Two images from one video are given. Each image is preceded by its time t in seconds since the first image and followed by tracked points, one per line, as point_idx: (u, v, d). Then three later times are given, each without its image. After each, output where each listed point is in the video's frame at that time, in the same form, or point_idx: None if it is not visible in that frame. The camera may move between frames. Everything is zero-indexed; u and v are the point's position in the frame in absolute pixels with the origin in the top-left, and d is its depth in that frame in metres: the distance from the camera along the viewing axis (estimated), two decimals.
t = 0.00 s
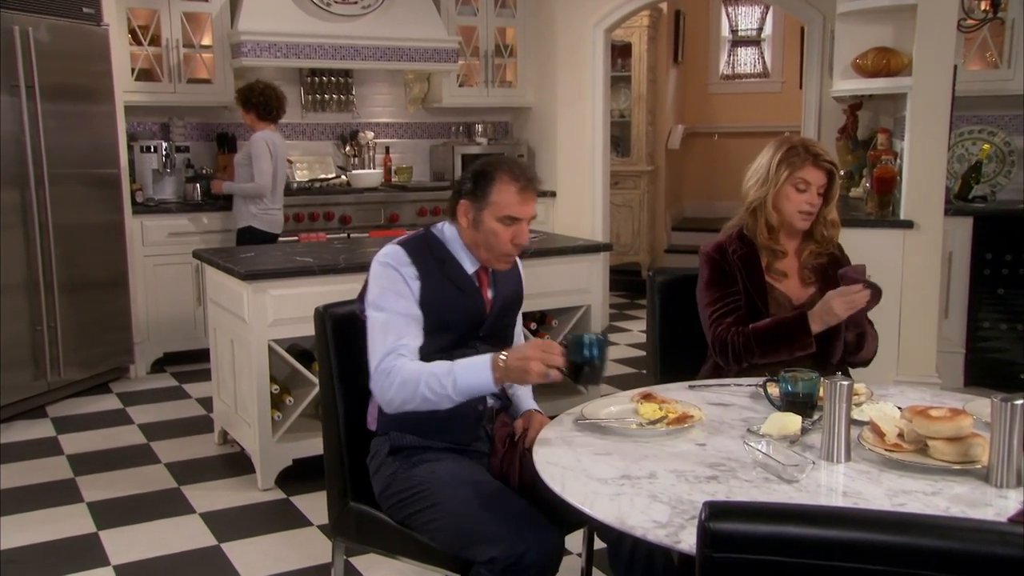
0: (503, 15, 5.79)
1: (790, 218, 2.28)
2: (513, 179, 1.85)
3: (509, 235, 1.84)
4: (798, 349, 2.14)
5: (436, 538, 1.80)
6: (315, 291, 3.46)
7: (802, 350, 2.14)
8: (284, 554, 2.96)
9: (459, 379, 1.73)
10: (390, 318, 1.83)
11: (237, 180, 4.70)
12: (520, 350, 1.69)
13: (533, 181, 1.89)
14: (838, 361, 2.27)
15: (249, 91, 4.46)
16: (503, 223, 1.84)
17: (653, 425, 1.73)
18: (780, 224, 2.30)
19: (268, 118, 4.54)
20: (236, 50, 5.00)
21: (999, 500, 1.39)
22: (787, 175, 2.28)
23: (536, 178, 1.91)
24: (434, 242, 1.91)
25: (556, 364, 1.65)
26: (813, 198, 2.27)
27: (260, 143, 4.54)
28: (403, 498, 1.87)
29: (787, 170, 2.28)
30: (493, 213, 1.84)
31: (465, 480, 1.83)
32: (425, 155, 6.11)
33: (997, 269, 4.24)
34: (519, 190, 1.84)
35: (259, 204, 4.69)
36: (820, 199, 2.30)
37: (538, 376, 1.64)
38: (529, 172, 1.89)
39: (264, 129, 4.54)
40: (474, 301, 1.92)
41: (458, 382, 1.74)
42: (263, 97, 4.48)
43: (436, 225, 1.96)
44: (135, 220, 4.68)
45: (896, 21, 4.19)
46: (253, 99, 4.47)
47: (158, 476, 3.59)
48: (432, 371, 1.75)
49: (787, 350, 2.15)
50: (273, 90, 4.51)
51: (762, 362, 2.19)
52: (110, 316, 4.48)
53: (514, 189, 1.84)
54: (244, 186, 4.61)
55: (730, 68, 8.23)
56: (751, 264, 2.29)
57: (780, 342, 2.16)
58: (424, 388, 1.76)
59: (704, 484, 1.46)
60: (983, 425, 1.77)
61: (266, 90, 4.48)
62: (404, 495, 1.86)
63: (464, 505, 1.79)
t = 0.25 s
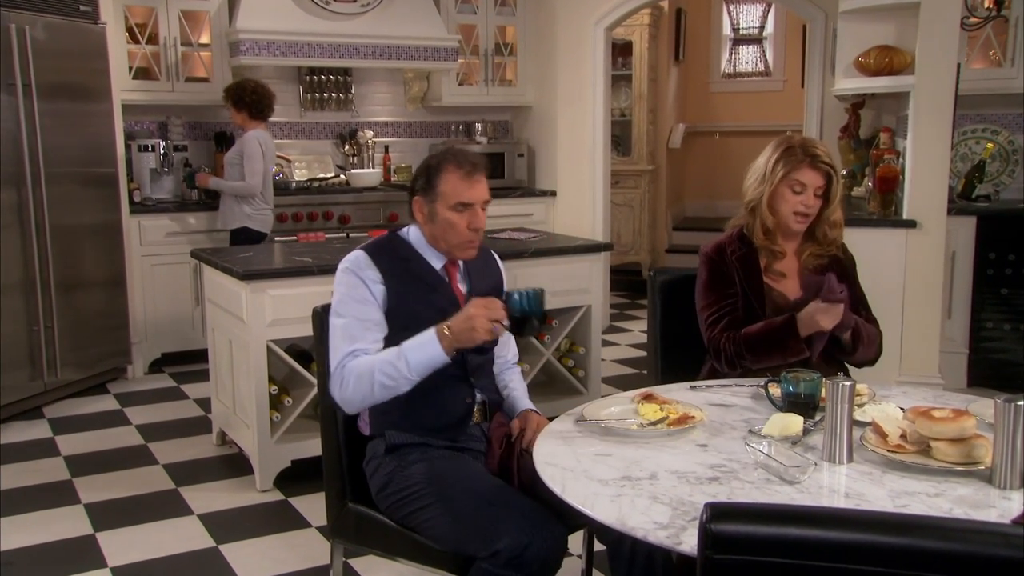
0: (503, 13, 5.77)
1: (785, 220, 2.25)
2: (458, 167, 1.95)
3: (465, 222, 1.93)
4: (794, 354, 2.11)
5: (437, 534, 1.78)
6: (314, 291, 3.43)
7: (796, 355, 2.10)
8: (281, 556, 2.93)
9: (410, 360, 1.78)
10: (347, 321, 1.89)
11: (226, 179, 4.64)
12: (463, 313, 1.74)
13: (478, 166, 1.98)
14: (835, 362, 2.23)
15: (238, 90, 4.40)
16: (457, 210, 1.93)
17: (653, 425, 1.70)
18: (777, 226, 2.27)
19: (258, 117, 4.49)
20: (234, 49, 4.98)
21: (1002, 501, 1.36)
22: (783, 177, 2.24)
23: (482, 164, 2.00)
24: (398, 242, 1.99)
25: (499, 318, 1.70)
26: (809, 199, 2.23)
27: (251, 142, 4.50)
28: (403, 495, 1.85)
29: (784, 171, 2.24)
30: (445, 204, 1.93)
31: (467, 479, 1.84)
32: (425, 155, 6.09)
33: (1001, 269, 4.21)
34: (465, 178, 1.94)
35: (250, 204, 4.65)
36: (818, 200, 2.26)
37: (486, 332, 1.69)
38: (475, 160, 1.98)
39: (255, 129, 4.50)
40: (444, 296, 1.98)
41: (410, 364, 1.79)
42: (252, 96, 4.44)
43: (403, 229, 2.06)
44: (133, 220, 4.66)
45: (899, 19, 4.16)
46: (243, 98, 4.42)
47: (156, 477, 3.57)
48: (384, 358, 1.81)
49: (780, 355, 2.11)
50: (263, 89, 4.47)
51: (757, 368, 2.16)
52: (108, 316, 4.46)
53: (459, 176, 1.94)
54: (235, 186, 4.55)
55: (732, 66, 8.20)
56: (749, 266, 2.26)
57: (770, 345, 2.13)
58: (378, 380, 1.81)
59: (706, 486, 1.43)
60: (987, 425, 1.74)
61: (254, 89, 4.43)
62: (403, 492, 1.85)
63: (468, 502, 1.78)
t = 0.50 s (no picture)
0: (503, 13, 5.77)
1: (779, 220, 2.24)
2: (437, 164, 1.95)
3: (448, 218, 1.93)
4: (775, 353, 2.10)
5: (420, 542, 1.76)
6: (314, 291, 3.43)
7: (777, 355, 2.10)
8: (281, 556, 2.93)
9: (384, 340, 1.79)
10: (337, 323, 1.90)
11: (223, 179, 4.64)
12: (431, 284, 1.77)
13: (457, 160, 1.98)
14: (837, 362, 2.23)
15: (238, 91, 4.47)
16: (440, 207, 1.93)
17: (654, 425, 1.69)
18: (772, 226, 2.26)
19: (255, 119, 4.56)
20: (235, 49, 4.98)
21: (1003, 501, 1.36)
22: (776, 177, 2.24)
23: (463, 158, 2.00)
24: (390, 242, 2.00)
25: (467, 283, 1.74)
26: (803, 201, 2.21)
27: (249, 142, 4.53)
28: (394, 506, 1.84)
29: (777, 171, 2.24)
30: (428, 202, 1.94)
31: (462, 490, 1.82)
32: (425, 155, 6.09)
33: (1001, 269, 4.21)
34: (445, 174, 1.93)
35: (246, 204, 4.66)
36: (813, 202, 2.24)
37: (456, 298, 1.74)
38: (455, 155, 1.98)
39: (253, 130, 4.55)
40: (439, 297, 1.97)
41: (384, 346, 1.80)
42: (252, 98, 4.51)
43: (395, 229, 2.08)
44: (133, 220, 4.66)
45: (899, 19, 4.16)
46: (242, 99, 4.48)
47: (156, 477, 3.57)
48: (361, 346, 1.81)
49: (761, 355, 2.11)
50: (262, 92, 4.53)
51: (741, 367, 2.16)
52: (108, 316, 4.46)
53: (439, 173, 1.94)
54: (233, 186, 4.56)
55: (732, 66, 8.21)
56: (743, 265, 2.26)
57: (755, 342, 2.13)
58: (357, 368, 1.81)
59: (706, 486, 1.43)
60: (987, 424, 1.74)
61: (253, 90, 4.50)
62: (395, 500, 1.84)
63: (453, 512, 1.76)
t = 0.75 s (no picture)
0: (503, 13, 5.77)
1: (777, 221, 2.24)
2: (436, 162, 1.95)
3: (446, 216, 1.93)
4: (767, 357, 2.07)
5: (409, 546, 1.75)
6: (314, 291, 3.44)
7: (770, 360, 2.07)
8: (282, 556, 2.93)
9: (382, 326, 1.81)
10: (335, 320, 1.90)
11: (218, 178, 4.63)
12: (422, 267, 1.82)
13: (456, 158, 1.98)
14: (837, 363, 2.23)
15: (234, 91, 4.49)
16: (439, 205, 1.93)
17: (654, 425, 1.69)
18: (769, 226, 2.26)
19: (251, 120, 4.58)
20: (235, 49, 4.98)
21: (1004, 501, 1.36)
22: (773, 177, 2.24)
23: (462, 156, 2.00)
24: (389, 241, 2.00)
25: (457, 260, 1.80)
26: (800, 201, 2.22)
27: (247, 143, 4.53)
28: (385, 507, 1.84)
29: (775, 171, 2.24)
30: (427, 200, 1.94)
31: (458, 498, 1.82)
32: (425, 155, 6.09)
33: (1001, 269, 4.21)
34: (444, 173, 1.93)
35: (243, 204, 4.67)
36: (809, 202, 2.25)
37: (448, 276, 1.79)
38: (454, 154, 1.98)
39: (250, 131, 4.56)
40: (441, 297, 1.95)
41: (382, 332, 1.81)
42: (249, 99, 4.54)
43: (393, 228, 2.08)
44: (133, 220, 4.66)
45: (899, 19, 4.16)
46: (239, 100, 4.50)
47: (156, 477, 3.57)
48: (359, 334, 1.82)
49: (756, 359, 2.09)
50: (258, 93, 4.55)
51: (734, 369, 2.15)
52: (108, 316, 4.46)
53: (438, 171, 1.94)
54: (231, 186, 4.55)
55: (732, 67, 8.21)
56: (741, 266, 2.26)
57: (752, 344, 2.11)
58: (356, 354, 1.81)
59: (706, 486, 1.43)
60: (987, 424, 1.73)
61: (250, 91, 4.52)
62: (389, 501, 1.83)
63: (437, 519, 1.75)
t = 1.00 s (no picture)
0: (503, 13, 5.77)
1: (776, 221, 2.24)
2: (437, 160, 1.95)
3: (447, 213, 1.94)
4: (760, 355, 2.09)
5: (413, 546, 1.75)
6: (314, 291, 3.44)
7: (764, 356, 2.09)
8: (282, 556, 2.93)
9: (382, 315, 1.80)
10: (336, 315, 1.90)
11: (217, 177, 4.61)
12: (420, 257, 1.83)
13: (456, 157, 1.98)
14: (835, 364, 2.24)
15: (233, 93, 4.50)
16: (440, 202, 1.94)
17: (654, 425, 1.70)
18: (767, 226, 2.26)
19: (249, 121, 4.60)
20: (235, 49, 4.98)
21: (1004, 501, 1.36)
22: (773, 178, 2.23)
23: (462, 154, 2.00)
24: (390, 240, 2.00)
25: (456, 246, 1.81)
26: (800, 201, 2.21)
27: (248, 143, 4.55)
28: (388, 508, 1.84)
29: (774, 172, 2.23)
30: (428, 198, 1.94)
31: (461, 497, 1.82)
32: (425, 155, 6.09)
33: (1001, 269, 4.21)
34: (444, 171, 1.93)
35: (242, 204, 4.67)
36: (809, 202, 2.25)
37: (447, 264, 1.80)
38: (455, 152, 1.98)
39: (250, 131, 4.58)
40: (442, 297, 1.96)
41: (383, 322, 1.81)
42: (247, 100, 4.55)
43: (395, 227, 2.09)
44: (133, 220, 4.65)
45: (899, 19, 4.16)
46: (238, 101, 4.51)
47: (156, 477, 3.57)
48: (359, 325, 1.82)
49: (749, 355, 2.10)
50: (255, 93, 4.57)
51: (726, 366, 2.16)
52: (108, 316, 4.46)
53: (439, 169, 1.94)
54: (232, 186, 4.55)
55: (732, 67, 8.21)
56: (738, 266, 2.26)
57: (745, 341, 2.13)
58: (356, 344, 1.81)
59: (707, 486, 1.43)
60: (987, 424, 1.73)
61: (248, 93, 4.53)
62: (390, 501, 1.83)
63: (441, 519, 1.75)
